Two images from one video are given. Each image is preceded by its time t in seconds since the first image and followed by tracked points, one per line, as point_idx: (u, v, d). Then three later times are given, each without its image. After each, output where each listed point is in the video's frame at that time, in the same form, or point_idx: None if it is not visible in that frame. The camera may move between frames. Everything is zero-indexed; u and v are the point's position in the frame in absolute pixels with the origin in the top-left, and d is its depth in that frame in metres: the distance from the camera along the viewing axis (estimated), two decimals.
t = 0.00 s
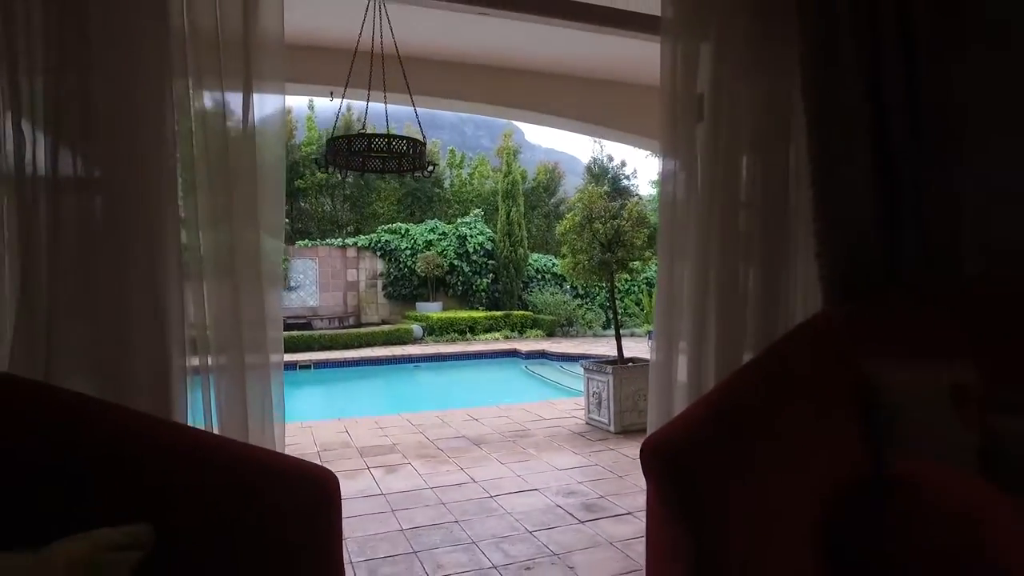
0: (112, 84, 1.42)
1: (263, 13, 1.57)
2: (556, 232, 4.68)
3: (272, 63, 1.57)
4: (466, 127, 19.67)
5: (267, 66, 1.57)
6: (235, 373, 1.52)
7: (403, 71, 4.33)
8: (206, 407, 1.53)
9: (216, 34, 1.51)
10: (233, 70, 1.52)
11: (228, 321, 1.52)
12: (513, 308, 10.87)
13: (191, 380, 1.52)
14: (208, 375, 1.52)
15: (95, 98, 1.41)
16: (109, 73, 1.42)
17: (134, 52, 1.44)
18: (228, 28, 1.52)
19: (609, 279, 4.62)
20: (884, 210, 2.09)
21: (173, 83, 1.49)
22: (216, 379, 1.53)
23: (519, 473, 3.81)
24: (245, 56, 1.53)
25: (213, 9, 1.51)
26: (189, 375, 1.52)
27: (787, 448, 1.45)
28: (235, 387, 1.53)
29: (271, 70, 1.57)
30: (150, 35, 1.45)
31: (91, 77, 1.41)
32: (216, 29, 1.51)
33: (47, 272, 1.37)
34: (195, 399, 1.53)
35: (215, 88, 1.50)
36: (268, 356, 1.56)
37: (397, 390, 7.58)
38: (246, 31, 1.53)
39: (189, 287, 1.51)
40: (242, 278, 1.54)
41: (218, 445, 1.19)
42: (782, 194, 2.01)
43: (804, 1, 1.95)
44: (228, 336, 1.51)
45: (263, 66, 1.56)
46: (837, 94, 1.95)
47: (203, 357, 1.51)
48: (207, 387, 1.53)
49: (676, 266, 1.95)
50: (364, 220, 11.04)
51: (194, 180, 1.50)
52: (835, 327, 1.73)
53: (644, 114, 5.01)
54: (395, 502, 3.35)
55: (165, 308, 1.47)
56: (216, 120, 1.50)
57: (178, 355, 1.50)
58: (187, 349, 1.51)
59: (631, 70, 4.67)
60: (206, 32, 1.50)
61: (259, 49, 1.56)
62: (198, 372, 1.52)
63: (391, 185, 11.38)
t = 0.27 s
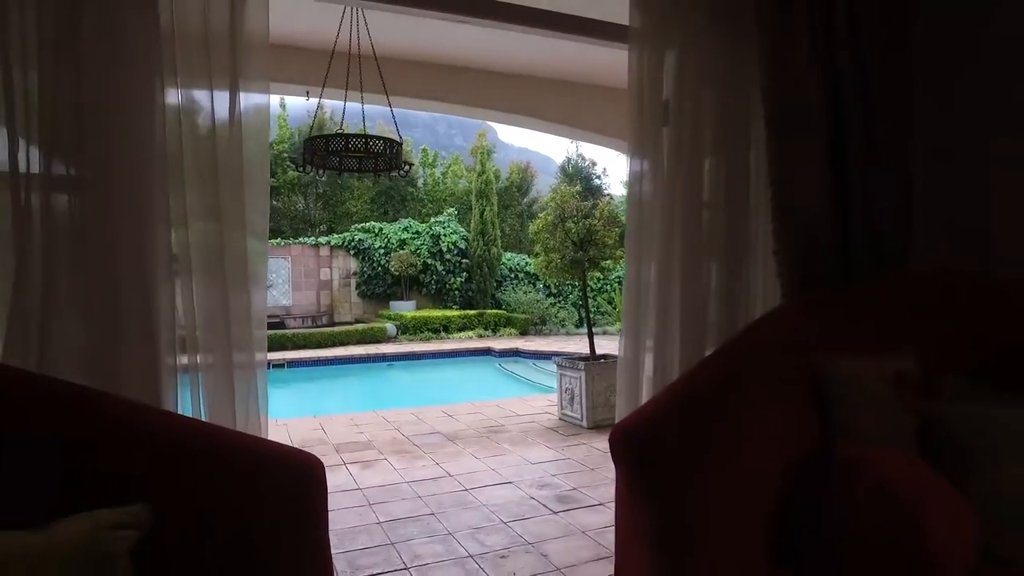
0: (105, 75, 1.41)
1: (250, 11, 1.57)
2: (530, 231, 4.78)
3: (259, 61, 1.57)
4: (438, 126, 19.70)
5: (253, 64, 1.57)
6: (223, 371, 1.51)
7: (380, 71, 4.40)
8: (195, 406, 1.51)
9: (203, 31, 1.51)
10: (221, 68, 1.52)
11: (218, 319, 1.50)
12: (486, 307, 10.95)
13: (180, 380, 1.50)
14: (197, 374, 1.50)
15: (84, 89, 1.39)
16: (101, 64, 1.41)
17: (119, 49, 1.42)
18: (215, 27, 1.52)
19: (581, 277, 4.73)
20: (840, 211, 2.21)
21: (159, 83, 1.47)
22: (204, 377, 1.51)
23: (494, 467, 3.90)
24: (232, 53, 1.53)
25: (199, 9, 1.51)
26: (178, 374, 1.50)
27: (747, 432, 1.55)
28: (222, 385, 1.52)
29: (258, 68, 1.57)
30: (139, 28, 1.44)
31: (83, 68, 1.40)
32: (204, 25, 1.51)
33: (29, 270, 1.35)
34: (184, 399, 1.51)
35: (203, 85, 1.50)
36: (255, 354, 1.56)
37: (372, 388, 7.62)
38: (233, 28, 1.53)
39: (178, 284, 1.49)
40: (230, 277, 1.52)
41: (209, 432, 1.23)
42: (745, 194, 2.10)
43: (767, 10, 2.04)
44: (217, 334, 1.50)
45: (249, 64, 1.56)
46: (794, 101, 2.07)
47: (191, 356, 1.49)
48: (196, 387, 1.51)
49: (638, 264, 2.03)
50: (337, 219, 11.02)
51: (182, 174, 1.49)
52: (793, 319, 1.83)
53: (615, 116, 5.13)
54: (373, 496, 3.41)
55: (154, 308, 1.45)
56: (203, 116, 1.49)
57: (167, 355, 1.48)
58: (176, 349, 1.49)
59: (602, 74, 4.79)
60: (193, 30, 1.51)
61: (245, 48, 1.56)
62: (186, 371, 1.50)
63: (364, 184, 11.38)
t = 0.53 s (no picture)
0: (96, 71, 1.45)
1: (240, 12, 1.63)
2: (508, 230, 4.87)
3: (248, 61, 1.63)
4: (416, 125, 19.69)
5: (242, 64, 1.63)
6: (215, 369, 1.58)
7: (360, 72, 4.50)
8: (186, 401, 1.57)
9: (195, 33, 1.57)
10: (212, 68, 1.58)
11: (210, 315, 1.57)
12: (464, 306, 11.03)
13: (174, 377, 1.56)
14: (189, 371, 1.56)
15: (78, 82, 1.43)
16: (95, 60, 1.45)
17: (114, 53, 1.47)
18: (206, 26, 1.59)
19: (557, 275, 4.83)
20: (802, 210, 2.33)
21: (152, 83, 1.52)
22: (196, 375, 1.57)
23: (473, 461, 3.98)
24: (223, 53, 1.59)
25: (191, 8, 1.58)
26: (171, 372, 1.56)
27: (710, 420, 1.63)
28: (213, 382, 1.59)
29: (247, 68, 1.63)
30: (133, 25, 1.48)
31: (78, 64, 1.43)
32: (196, 26, 1.58)
33: (28, 261, 1.39)
34: (176, 396, 1.57)
35: (196, 84, 1.57)
36: (245, 353, 1.62)
37: (350, 386, 7.64)
38: (223, 29, 1.59)
39: (170, 285, 1.54)
40: (223, 275, 1.60)
41: (202, 421, 1.28)
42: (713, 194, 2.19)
43: (732, 21, 2.14)
44: (209, 334, 1.57)
45: (239, 65, 1.62)
46: (760, 104, 2.17)
47: (183, 354, 1.55)
48: (188, 384, 1.57)
49: (614, 262, 2.09)
50: (314, 218, 10.99)
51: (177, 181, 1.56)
52: (752, 312, 1.94)
53: (591, 118, 5.25)
54: (354, 489, 3.47)
55: (148, 307, 1.49)
56: (198, 114, 1.57)
57: (160, 354, 1.53)
58: (168, 348, 1.54)
59: (577, 75, 4.89)
60: (185, 32, 1.57)
61: (236, 47, 1.62)
62: (179, 368, 1.56)
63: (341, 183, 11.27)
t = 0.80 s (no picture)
0: (98, 75, 1.52)
1: (235, 15, 1.69)
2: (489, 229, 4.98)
3: (243, 63, 1.70)
4: (397, 123, 19.72)
5: (236, 66, 1.70)
6: (212, 367, 1.64)
7: (344, 74, 4.66)
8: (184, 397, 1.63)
9: (192, 34, 1.64)
10: (207, 69, 1.64)
11: (206, 313, 1.64)
12: (445, 304, 11.11)
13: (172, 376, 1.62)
14: (186, 369, 1.62)
15: (82, 84, 1.51)
16: (97, 64, 1.52)
17: (118, 60, 1.55)
18: (203, 29, 1.65)
19: (537, 274, 4.94)
20: (770, 209, 2.41)
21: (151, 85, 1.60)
22: (193, 373, 1.64)
23: (454, 455, 4.08)
24: (218, 54, 1.65)
25: (188, 11, 1.65)
26: (166, 371, 1.60)
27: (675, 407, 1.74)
28: (208, 377, 1.66)
29: (242, 70, 1.70)
30: (133, 31, 1.57)
31: (81, 67, 1.51)
32: (193, 29, 1.64)
33: (36, 255, 1.48)
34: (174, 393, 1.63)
35: (192, 85, 1.63)
36: (239, 350, 1.68)
37: (332, 384, 7.70)
38: (219, 32, 1.66)
39: (169, 284, 1.61)
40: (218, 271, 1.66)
41: (198, 412, 1.36)
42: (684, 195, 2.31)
43: (704, 29, 2.24)
44: (206, 334, 1.64)
45: (233, 66, 1.69)
46: (730, 110, 2.27)
47: (181, 353, 1.61)
48: (185, 381, 1.63)
49: (588, 262, 2.19)
50: (295, 217, 10.99)
51: (174, 184, 1.63)
52: (719, 307, 2.04)
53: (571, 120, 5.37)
54: (338, 483, 3.56)
55: (149, 303, 1.57)
56: (194, 115, 1.64)
57: (158, 353, 1.59)
58: (166, 347, 1.60)
59: (557, 77, 5.00)
60: (182, 33, 1.64)
61: (231, 49, 1.68)
62: (176, 367, 1.62)
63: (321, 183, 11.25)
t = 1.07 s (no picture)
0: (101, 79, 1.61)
1: (229, 21, 1.77)
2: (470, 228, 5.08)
3: (237, 67, 1.78)
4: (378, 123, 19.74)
5: (231, 70, 1.78)
6: (207, 365, 1.72)
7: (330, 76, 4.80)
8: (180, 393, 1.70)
9: (189, 40, 1.71)
10: (203, 73, 1.73)
11: (202, 312, 1.72)
12: (427, 303, 11.18)
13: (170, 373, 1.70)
14: (183, 366, 1.70)
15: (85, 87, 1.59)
16: (100, 69, 1.61)
17: (124, 69, 1.64)
18: (199, 36, 1.73)
19: (518, 272, 5.05)
20: (736, 211, 2.52)
21: (150, 85, 1.67)
22: (190, 371, 1.71)
23: (436, 449, 4.18)
24: (214, 59, 1.74)
25: (185, 19, 1.72)
26: (164, 368, 1.68)
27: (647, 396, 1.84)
28: (204, 375, 1.74)
29: (236, 74, 1.78)
30: (133, 37, 1.65)
31: (84, 71, 1.60)
32: (190, 34, 1.72)
33: (41, 250, 1.55)
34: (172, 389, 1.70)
35: (188, 88, 1.71)
36: (233, 349, 1.76)
37: (314, 382, 7.75)
38: (215, 38, 1.74)
39: (169, 285, 1.68)
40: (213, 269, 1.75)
41: (192, 396, 1.43)
42: (656, 196, 2.42)
43: (672, 41, 2.37)
44: (202, 332, 1.72)
45: (229, 70, 1.77)
46: (698, 116, 2.39)
47: (179, 351, 1.69)
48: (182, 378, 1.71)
49: (564, 260, 2.29)
50: (275, 216, 10.92)
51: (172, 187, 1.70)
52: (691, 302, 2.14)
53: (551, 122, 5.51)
54: (323, 476, 3.64)
55: (147, 302, 1.65)
56: (191, 117, 1.71)
57: (157, 351, 1.67)
58: (165, 345, 1.68)
59: (537, 81, 5.13)
60: (179, 38, 1.71)
61: (226, 54, 1.76)
62: (174, 364, 1.69)
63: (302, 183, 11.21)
